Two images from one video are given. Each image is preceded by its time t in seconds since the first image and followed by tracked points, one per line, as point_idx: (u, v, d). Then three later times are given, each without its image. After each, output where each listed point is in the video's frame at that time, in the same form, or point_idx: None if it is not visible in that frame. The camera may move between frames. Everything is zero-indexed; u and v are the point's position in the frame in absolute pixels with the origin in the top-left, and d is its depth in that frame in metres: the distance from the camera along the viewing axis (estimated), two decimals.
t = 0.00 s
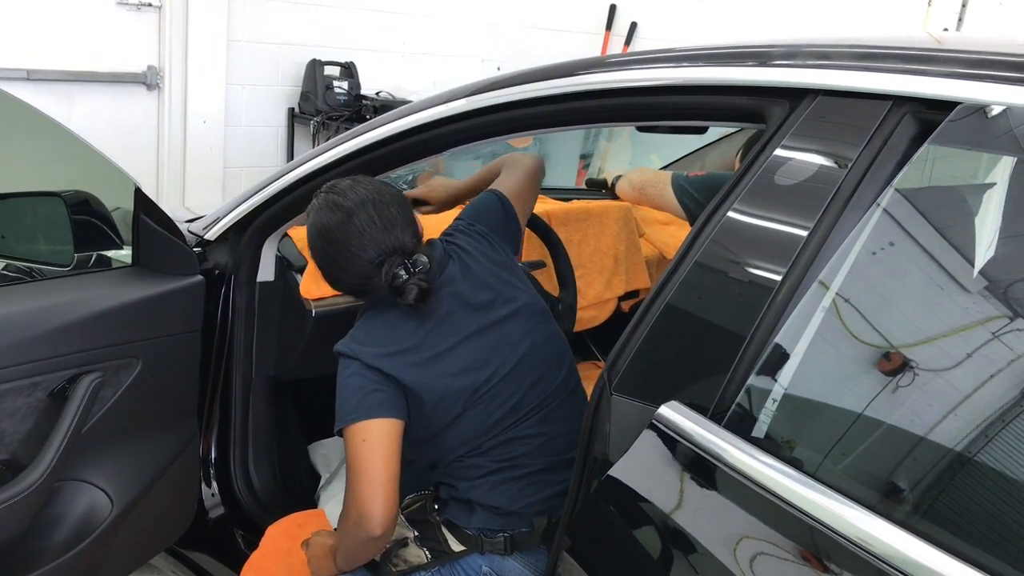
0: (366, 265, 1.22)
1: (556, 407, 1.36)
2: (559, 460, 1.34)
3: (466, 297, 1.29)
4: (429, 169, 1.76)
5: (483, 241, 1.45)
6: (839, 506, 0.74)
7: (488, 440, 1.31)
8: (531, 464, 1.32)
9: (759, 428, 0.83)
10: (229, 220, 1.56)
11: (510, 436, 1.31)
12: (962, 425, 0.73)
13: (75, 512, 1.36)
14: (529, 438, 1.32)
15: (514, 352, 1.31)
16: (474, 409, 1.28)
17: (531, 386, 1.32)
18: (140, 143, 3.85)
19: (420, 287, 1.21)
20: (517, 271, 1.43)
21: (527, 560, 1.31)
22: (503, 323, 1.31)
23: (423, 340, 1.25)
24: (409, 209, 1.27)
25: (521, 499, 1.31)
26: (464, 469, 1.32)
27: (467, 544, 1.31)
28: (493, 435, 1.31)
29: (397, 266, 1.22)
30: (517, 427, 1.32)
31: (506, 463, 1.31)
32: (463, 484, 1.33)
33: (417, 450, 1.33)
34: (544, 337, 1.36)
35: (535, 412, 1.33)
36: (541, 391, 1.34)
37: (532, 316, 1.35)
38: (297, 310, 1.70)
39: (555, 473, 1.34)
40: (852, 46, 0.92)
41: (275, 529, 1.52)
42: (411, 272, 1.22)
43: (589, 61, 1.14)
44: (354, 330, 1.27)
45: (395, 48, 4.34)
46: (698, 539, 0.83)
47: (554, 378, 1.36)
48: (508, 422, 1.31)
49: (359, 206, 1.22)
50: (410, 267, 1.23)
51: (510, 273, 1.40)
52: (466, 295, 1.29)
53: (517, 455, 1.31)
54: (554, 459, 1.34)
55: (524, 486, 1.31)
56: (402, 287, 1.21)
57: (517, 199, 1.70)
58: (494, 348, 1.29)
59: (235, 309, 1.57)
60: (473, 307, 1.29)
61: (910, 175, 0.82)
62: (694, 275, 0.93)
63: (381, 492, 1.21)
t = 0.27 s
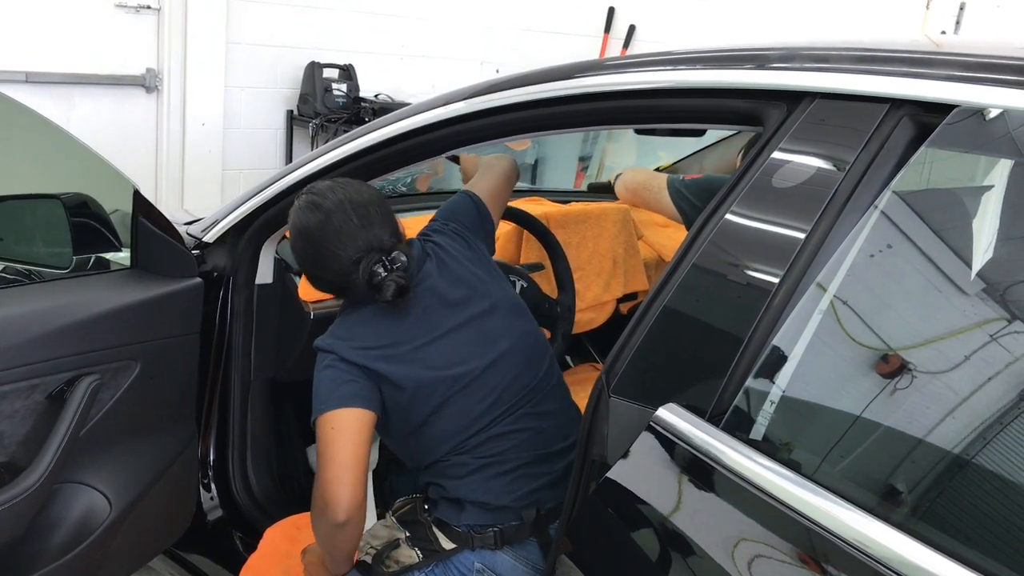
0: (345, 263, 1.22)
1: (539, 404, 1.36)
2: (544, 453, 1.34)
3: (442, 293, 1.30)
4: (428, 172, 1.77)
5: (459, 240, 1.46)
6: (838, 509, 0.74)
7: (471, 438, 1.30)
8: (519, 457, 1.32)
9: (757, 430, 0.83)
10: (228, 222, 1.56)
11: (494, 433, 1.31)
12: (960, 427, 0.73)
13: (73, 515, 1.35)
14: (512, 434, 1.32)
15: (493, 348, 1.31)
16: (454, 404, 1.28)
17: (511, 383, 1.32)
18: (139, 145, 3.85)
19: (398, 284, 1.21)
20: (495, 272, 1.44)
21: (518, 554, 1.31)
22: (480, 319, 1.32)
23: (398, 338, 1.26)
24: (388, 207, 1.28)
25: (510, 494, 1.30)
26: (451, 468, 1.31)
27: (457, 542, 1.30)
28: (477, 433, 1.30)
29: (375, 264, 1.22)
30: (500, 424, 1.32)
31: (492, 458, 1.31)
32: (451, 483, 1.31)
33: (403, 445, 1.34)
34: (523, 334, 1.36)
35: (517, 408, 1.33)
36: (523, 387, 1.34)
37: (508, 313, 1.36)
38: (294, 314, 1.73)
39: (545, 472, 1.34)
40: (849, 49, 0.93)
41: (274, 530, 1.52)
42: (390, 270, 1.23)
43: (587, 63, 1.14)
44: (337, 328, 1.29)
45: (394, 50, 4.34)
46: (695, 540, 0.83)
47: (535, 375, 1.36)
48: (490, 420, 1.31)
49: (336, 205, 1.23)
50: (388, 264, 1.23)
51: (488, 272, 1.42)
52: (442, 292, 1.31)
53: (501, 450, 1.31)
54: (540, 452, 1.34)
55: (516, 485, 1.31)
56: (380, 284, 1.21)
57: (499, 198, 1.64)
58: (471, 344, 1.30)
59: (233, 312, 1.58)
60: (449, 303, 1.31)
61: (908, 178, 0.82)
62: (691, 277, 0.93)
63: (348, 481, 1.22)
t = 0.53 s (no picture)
0: (314, 269, 1.25)
1: (518, 402, 1.37)
2: (523, 448, 1.35)
3: (414, 295, 1.32)
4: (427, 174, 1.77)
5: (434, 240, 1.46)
6: (839, 513, 0.74)
7: (448, 438, 1.32)
8: (499, 453, 1.33)
9: (756, 433, 0.83)
10: (228, 224, 1.56)
11: (471, 432, 1.32)
12: (959, 430, 0.73)
13: (72, 517, 1.35)
14: (491, 431, 1.33)
15: (465, 350, 1.33)
16: (428, 404, 1.30)
17: (485, 383, 1.34)
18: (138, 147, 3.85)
19: (365, 286, 1.24)
20: (474, 271, 1.44)
21: (503, 546, 1.30)
22: (453, 320, 1.34)
23: (372, 340, 1.29)
24: (355, 209, 1.30)
25: (490, 489, 1.30)
26: (430, 468, 1.33)
27: (441, 538, 1.30)
28: (453, 433, 1.32)
29: (343, 267, 1.25)
30: (478, 423, 1.33)
31: (470, 457, 1.31)
32: (433, 482, 1.32)
33: (392, 448, 1.35)
34: (498, 333, 1.37)
35: (494, 407, 1.34)
36: (498, 387, 1.35)
37: (482, 311, 1.37)
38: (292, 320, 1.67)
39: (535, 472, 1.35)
40: (846, 53, 0.93)
41: (274, 532, 1.52)
42: (358, 272, 1.26)
43: (587, 66, 1.14)
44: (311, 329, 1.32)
45: (393, 53, 4.35)
46: (694, 544, 0.83)
47: (511, 374, 1.37)
48: (465, 420, 1.32)
49: (303, 212, 1.25)
50: (355, 266, 1.26)
51: (466, 272, 1.42)
52: (413, 294, 1.32)
53: (479, 449, 1.32)
54: (522, 446, 1.35)
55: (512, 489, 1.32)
56: (348, 287, 1.24)
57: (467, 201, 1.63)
58: (444, 344, 1.32)
59: (232, 315, 1.57)
60: (421, 305, 1.32)
61: (907, 181, 0.82)
62: (690, 280, 0.93)
63: (317, 477, 1.24)
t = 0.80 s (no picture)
0: (310, 270, 1.25)
1: (514, 394, 1.37)
2: (518, 447, 1.34)
3: (408, 291, 1.33)
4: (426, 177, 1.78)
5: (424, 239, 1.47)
6: (837, 516, 0.74)
7: (447, 434, 1.32)
8: (494, 451, 1.32)
9: (754, 435, 0.83)
10: (227, 226, 1.55)
11: (468, 428, 1.32)
12: (958, 432, 0.73)
13: (70, 521, 1.35)
14: (488, 427, 1.33)
15: (460, 344, 1.34)
16: (425, 401, 1.31)
17: (482, 377, 1.34)
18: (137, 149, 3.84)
19: (362, 284, 1.24)
20: (465, 267, 1.45)
21: (497, 544, 1.30)
22: (448, 315, 1.34)
23: (367, 339, 1.29)
24: (350, 211, 1.31)
25: (485, 487, 1.30)
26: (427, 467, 1.32)
27: (436, 538, 1.29)
28: (451, 430, 1.32)
29: (339, 267, 1.25)
30: (477, 418, 1.33)
31: (469, 454, 1.31)
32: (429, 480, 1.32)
33: (381, 446, 1.36)
34: (492, 327, 1.38)
35: (490, 403, 1.35)
36: (495, 381, 1.36)
37: (475, 306, 1.38)
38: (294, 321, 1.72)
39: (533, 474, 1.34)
40: (844, 56, 0.93)
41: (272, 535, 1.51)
42: (354, 271, 1.25)
43: (586, 69, 1.15)
44: (307, 333, 1.31)
45: (391, 56, 4.36)
46: (694, 546, 0.83)
47: (507, 367, 1.38)
48: (464, 415, 1.32)
49: (300, 213, 1.26)
50: (352, 265, 1.26)
51: (457, 270, 1.43)
52: (407, 290, 1.33)
53: (477, 445, 1.32)
54: (518, 445, 1.34)
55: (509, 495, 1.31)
56: (346, 286, 1.24)
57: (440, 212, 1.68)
58: (438, 340, 1.32)
59: (230, 317, 1.56)
60: (415, 301, 1.33)
61: (906, 183, 0.82)
62: (688, 283, 0.93)
63: (317, 480, 1.23)
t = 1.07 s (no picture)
0: (301, 282, 1.26)
1: (509, 402, 1.38)
2: (519, 450, 1.35)
3: (401, 300, 1.33)
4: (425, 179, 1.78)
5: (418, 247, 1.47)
6: (835, 519, 0.74)
7: (444, 442, 1.32)
8: (491, 459, 1.32)
9: (752, 438, 0.84)
10: (225, 229, 1.55)
11: (464, 436, 1.32)
12: (956, 434, 0.73)
13: (69, 523, 1.35)
14: (482, 435, 1.33)
15: (454, 352, 1.34)
16: (420, 409, 1.31)
17: (476, 384, 1.34)
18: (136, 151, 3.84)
19: (353, 295, 1.25)
20: (458, 276, 1.46)
21: (499, 553, 1.29)
22: (441, 323, 1.35)
23: (360, 348, 1.30)
24: (341, 222, 1.31)
25: (485, 495, 1.29)
26: (432, 473, 1.32)
27: (437, 545, 1.28)
28: (446, 438, 1.32)
29: (329, 278, 1.25)
30: (472, 426, 1.33)
31: (467, 461, 1.31)
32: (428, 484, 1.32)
33: (375, 453, 1.36)
34: (486, 335, 1.39)
35: (484, 409, 1.35)
36: (489, 388, 1.36)
37: (468, 313, 1.39)
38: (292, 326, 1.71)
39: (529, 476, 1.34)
40: (841, 59, 0.93)
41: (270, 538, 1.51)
42: (345, 282, 1.26)
43: (584, 72, 1.15)
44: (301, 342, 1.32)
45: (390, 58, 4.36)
46: (690, 549, 0.83)
47: (501, 374, 1.38)
48: (459, 423, 1.32)
49: (289, 225, 1.26)
50: (342, 276, 1.26)
51: (450, 278, 1.43)
52: (400, 299, 1.33)
53: (475, 453, 1.32)
54: (516, 450, 1.35)
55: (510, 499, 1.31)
56: (336, 296, 1.24)
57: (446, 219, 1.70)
58: (432, 348, 1.32)
59: (229, 319, 1.58)
60: (408, 309, 1.34)
61: (906, 185, 0.82)
62: (687, 286, 0.93)
63: (311, 486, 1.23)
